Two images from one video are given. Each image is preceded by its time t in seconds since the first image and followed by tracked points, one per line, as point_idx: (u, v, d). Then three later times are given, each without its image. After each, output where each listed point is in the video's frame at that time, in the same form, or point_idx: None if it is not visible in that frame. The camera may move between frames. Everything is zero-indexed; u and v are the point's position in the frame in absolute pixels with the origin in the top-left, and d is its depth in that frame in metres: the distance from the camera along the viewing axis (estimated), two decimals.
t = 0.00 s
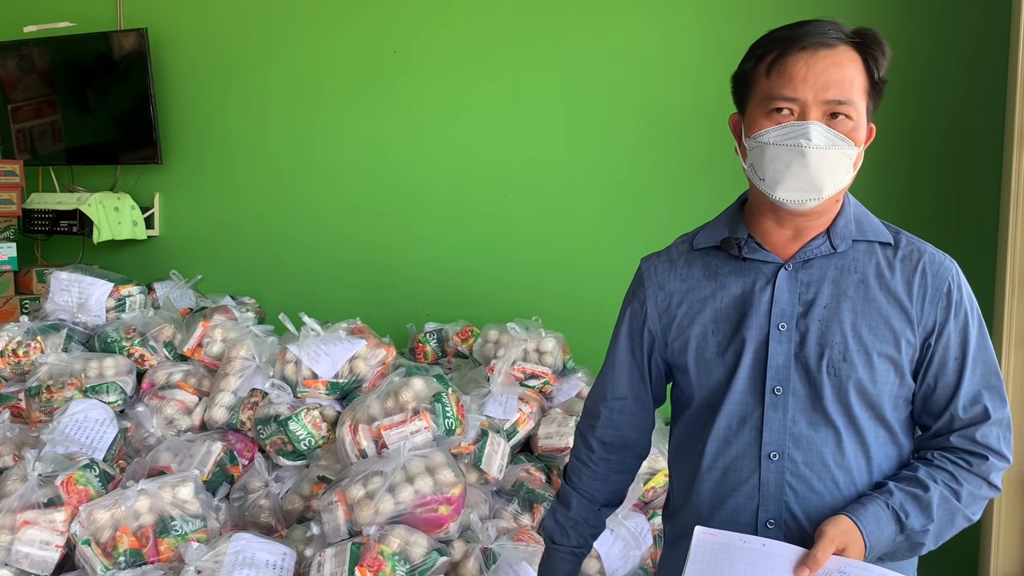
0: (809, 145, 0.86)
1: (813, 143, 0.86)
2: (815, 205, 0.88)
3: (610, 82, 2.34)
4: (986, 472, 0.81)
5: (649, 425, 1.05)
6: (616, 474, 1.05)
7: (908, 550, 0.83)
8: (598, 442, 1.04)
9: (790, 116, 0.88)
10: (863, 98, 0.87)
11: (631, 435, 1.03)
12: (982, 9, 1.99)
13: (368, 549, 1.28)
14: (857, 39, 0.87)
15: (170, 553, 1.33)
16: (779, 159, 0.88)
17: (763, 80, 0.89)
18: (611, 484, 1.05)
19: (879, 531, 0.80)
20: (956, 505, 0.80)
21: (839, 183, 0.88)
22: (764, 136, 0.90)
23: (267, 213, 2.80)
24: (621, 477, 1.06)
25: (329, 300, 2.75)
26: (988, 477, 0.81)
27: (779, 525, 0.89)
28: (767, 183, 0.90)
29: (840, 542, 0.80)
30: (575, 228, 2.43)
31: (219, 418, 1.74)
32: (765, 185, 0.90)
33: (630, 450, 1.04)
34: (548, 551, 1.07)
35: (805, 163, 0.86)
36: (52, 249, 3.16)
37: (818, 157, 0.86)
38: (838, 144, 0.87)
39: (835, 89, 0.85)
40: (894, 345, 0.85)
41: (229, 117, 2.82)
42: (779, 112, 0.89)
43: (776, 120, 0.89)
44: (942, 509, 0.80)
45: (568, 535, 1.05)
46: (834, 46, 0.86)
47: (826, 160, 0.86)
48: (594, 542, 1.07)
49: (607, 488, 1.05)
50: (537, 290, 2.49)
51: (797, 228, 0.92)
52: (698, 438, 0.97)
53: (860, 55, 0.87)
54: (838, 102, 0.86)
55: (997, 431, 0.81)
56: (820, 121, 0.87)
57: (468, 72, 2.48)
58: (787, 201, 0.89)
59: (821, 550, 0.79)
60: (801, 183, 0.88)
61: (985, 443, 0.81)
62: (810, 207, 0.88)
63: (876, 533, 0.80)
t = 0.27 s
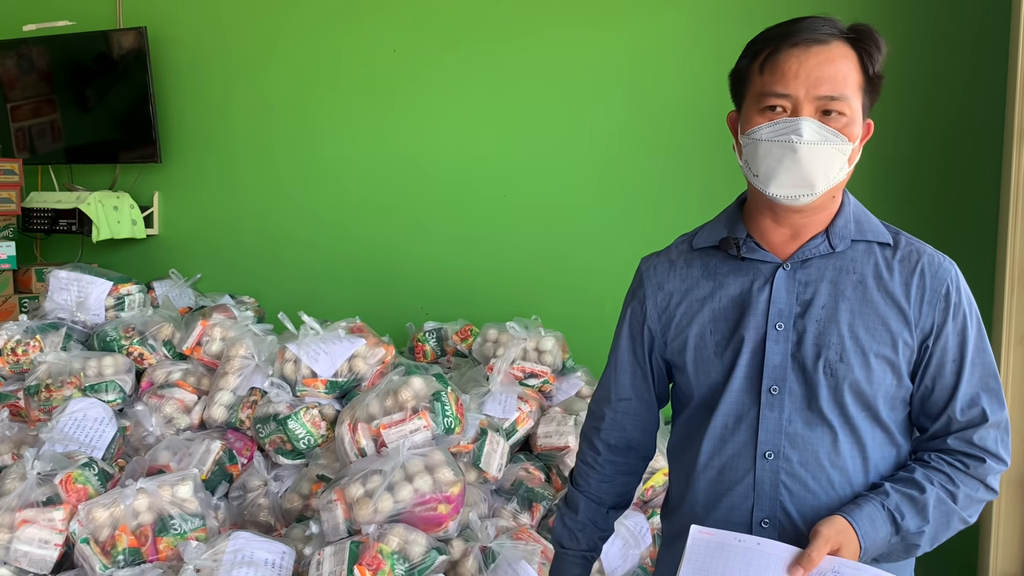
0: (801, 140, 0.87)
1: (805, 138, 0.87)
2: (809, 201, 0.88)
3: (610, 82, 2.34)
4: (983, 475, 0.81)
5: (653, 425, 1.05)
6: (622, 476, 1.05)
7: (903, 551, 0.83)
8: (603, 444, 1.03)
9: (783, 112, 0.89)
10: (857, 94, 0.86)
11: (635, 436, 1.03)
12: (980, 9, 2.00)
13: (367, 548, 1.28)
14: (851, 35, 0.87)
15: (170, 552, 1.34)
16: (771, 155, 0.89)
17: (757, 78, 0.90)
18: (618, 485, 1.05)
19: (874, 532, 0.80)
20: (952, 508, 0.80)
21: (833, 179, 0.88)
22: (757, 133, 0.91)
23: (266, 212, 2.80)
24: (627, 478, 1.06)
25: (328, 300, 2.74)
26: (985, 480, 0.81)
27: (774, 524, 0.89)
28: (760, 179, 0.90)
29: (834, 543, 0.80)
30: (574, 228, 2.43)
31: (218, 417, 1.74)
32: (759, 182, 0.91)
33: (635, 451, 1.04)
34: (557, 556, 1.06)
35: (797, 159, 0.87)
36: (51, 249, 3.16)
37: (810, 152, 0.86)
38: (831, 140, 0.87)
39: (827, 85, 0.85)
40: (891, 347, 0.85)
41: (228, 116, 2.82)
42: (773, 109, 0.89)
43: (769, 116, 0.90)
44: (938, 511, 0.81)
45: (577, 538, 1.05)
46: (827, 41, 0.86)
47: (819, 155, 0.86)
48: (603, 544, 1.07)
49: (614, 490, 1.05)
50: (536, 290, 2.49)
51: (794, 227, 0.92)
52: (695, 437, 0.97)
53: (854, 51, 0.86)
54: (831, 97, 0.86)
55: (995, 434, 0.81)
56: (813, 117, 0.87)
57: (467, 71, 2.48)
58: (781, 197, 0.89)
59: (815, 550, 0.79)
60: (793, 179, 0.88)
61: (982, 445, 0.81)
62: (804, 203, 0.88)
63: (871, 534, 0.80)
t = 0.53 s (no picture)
0: (791, 136, 0.87)
1: (796, 135, 0.87)
2: (801, 197, 0.88)
3: (609, 80, 2.34)
4: (979, 473, 0.80)
5: (650, 423, 1.04)
6: (619, 474, 1.05)
7: (899, 546, 0.83)
8: (600, 442, 1.03)
9: (775, 109, 0.89)
10: (849, 90, 0.86)
11: (631, 434, 1.03)
12: (979, 8, 2.00)
13: (366, 546, 1.28)
14: (845, 31, 0.87)
15: (168, 550, 1.34)
16: (763, 152, 0.89)
17: (749, 74, 0.90)
18: (614, 484, 1.05)
19: (869, 525, 0.80)
20: (948, 504, 0.81)
21: (825, 176, 0.88)
22: (750, 129, 0.91)
23: (265, 211, 2.80)
24: (623, 477, 1.05)
25: (327, 298, 2.74)
26: (983, 478, 0.81)
27: (769, 523, 0.90)
28: (752, 175, 0.90)
29: (827, 532, 0.80)
30: (573, 226, 2.43)
31: (217, 415, 1.74)
32: (751, 179, 0.91)
33: (632, 449, 1.04)
34: (553, 552, 1.07)
35: (787, 155, 0.87)
36: (50, 247, 3.16)
37: (800, 148, 0.87)
38: (823, 136, 0.87)
39: (819, 81, 0.85)
40: (887, 346, 0.85)
41: (227, 115, 2.82)
42: (764, 106, 0.89)
43: (761, 113, 0.90)
44: (935, 506, 0.81)
45: (573, 535, 1.05)
46: (819, 37, 0.86)
47: (810, 152, 0.87)
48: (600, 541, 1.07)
49: (610, 489, 1.05)
50: (535, 288, 2.49)
51: (790, 225, 0.92)
52: (691, 435, 0.97)
53: (847, 47, 0.86)
54: (822, 93, 0.86)
55: (991, 434, 0.81)
56: (804, 113, 0.87)
57: (466, 70, 2.48)
58: (772, 194, 0.89)
59: (808, 538, 0.78)
60: (785, 176, 0.88)
61: (978, 446, 0.81)
62: (796, 200, 0.89)
63: (866, 526, 0.80)
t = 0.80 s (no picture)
0: (786, 135, 0.87)
1: (790, 134, 0.87)
2: (796, 196, 0.89)
3: (609, 79, 2.34)
4: (987, 457, 0.80)
5: (650, 422, 1.04)
6: (619, 473, 1.04)
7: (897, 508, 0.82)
8: (600, 440, 1.03)
9: (770, 108, 0.89)
10: (845, 88, 0.86)
11: (631, 433, 1.03)
12: (979, 6, 1.99)
13: (366, 544, 1.28)
14: (842, 29, 0.87)
15: (168, 549, 1.33)
16: (758, 151, 0.90)
17: (746, 73, 0.90)
18: (615, 483, 1.04)
19: (875, 473, 0.79)
20: (953, 478, 0.80)
21: (821, 175, 0.88)
22: (746, 128, 0.91)
23: (265, 209, 2.80)
24: (624, 474, 1.05)
25: (327, 296, 2.74)
26: (988, 464, 0.80)
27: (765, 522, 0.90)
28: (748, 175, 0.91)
29: (834, 465, 0.76)
30: (573, 225, 2.43)
31: (217, 414, 1.74)
32: (748, 177, 0.92)
33: (632, 448, 1.04)
34: (553, 550, 1.07)
35: (782, 154, 0.87)
36: (51, 245, 3.16)
37: (795, 147, 0.87)
38: (818, 135, 0.87)
39: (814, 79, 0.85)
40: (887, 345, 0.84)
41: (227, 114, 2.81)
42: (760, 105, 0.89)
43: (757, 112, 0.90)
44: (938, 477, 0.80)
45: (573, 533, 1.05)
46: (815, 36, 0.85)
47: (804, 151, 0.87)
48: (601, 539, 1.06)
49: (609, 487, 1.04)
50: (535, 287, 2.49)
51: (789, 223, 0.92)
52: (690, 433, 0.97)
53: (844, 44, 0.86)
54: (818, 92, 0.86)
55: (996, 431, 0.81)
56: (799, 112, 0.87)
57: (466, 68, 2.48)
58: (768, 192, 0.90)
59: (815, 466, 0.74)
60: (781, 175, 0.88)
61: (983, 438, 0.81)
62: (792, 198, 0.89)
63: (873, 475, 0.79)
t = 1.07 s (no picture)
0: (787, 135, 0.87)
1: (791, 133, 0.87)
2: (798, 195, 0.89)
3: (609, 78, 2.34)
4: (984, 459, 0.80)
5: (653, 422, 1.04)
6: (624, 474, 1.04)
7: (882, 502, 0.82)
8: (604, 442, 1.02)
9: (773, 107, 0.89)
10: (848, 87, 0.86)
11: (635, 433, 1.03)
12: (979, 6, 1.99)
13: (366, 544, 1.28)
14: (845, 28, 0.86)
15: (168, 549, 1.34)
16: (760, 150, 0.90)
17: (749, 72, 0.90)
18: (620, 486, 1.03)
19: (854, 464, 0.80)
20: (944, 477, 0.80)
21: (822, 174, 0.88)
22: (748, 128, 0.91)
23: (265, 209, 2.80)
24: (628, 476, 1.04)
25: (327, 296, 2.74)
26: (985, 466, 0.80)
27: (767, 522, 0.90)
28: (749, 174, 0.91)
29: (801, 453, 0.79)
30: (573, 224, 2.43)
31: (217, 414, 1.74)
32: (750, 177, 0.92)
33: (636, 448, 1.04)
34: (559, 554, 1.06)
35: (783, 153, 0.87)
36: (51, 246, 3.16)
37: (796, 146, 0.87)
38: (820, 135, 0.87)
39: (816, 78, 0.85)
40: (890, 346, 0.84)
41: (227, 114, 2.81)
42: (762, 104, 0.89)
43: (759, 111, 0.90)
44: (928, 476, 0.80)
45: (577, 536, 1.04)
46: (818, 35, 0.85)
47: (806, 150, 0.87)
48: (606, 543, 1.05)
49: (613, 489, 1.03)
50: (535, 286, 2.49)
51: (792, 223, 0.92)
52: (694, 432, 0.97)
53: (847, 43, 0.86)
54: (820, 91, 0.85)
55: (997, 432, 0.81)
56: (802, 111, 0.87)
57: (466, 68, 2.48)
58: (769, 192, 0.90)
59: (780, 455, 0.77)
60: (782, 174, 0.88)
61: (981, 440, 0.80)
62: (794, 198, 0.89)
63: (850, 465, 0.80)
